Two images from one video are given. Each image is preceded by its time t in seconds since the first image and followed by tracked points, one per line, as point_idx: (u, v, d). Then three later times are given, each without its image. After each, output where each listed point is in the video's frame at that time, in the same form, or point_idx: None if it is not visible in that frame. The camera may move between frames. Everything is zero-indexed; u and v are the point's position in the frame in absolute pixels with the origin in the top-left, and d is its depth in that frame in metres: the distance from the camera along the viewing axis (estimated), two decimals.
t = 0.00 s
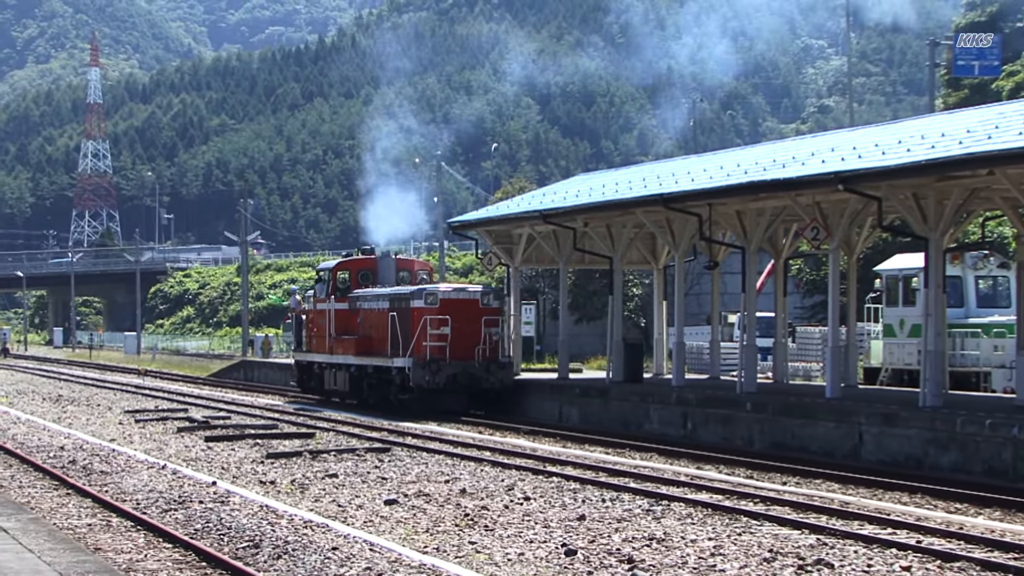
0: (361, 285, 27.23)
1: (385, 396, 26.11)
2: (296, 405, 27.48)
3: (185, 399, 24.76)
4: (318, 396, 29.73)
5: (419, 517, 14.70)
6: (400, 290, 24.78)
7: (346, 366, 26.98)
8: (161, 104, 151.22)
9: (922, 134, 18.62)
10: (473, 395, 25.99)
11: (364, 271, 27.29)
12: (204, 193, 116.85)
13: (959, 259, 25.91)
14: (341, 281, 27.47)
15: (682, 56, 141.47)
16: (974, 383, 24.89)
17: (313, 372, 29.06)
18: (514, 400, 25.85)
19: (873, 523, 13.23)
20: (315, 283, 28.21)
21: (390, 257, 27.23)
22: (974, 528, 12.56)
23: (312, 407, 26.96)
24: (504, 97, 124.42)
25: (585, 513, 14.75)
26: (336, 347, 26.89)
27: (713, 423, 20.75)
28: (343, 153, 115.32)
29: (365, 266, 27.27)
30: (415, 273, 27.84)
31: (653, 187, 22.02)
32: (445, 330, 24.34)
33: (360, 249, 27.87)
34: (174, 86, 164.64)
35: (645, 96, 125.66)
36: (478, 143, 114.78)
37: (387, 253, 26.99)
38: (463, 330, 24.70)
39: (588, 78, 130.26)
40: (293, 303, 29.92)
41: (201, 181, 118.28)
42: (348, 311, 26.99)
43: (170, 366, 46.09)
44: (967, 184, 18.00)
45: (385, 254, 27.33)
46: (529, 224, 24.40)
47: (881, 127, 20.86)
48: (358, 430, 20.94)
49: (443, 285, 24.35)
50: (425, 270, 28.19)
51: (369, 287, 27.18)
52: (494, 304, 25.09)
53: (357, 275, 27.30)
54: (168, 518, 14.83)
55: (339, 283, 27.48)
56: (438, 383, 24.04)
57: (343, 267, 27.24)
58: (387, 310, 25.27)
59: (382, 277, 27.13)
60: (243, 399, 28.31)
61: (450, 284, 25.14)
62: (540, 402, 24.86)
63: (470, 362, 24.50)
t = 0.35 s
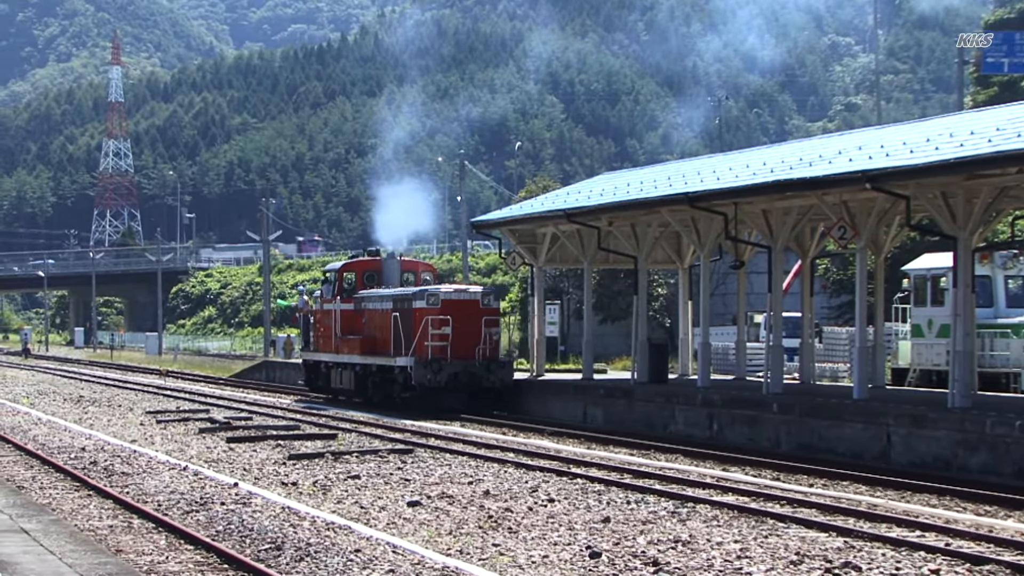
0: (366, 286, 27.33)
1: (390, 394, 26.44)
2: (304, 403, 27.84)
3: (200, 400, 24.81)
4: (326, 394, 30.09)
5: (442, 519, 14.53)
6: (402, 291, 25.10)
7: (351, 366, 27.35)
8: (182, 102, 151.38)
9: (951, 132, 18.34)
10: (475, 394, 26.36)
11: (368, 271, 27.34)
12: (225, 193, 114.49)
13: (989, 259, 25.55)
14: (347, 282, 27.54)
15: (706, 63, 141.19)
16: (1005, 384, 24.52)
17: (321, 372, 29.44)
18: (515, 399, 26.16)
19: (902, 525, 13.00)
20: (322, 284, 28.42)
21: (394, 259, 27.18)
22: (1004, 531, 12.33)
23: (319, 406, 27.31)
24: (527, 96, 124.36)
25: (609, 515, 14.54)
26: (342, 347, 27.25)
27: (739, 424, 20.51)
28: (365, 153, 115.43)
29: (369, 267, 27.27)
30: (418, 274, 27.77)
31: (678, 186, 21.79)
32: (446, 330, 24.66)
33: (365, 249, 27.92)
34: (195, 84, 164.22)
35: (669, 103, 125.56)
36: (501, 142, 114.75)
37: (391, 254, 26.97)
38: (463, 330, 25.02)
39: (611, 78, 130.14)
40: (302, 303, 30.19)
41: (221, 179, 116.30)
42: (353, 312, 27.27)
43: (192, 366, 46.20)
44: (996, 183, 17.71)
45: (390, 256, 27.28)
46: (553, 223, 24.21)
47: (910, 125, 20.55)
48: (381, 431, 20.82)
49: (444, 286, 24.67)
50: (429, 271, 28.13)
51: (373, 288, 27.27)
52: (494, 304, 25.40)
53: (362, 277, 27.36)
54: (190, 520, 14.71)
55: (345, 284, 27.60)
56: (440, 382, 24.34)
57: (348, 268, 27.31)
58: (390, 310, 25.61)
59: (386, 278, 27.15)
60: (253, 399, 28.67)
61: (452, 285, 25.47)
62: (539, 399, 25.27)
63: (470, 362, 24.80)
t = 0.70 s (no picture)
0: (369, 286, 27.19)
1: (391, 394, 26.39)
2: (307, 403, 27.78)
3: (204, 400, 24.81)
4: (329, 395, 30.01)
5: (465, 525, 14.04)
6: (404, 291, 25.04)
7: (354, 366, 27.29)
8: (198, 96, 150.69)
9: (989, 127, 17.72)
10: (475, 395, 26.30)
11: (372, 272, 27.22)
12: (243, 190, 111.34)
13: None
14: (350, 283, 27.38)
15: (733, 59, 140.18)
16: None
17: (324, 372, 29.37)
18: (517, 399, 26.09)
19: (941, 533, 12.47)
20: (326, 284, 28.32)
21: (398, 260, 27.03)
22: None
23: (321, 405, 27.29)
24: (553, 91, 123.80)
25: (637, 521, 14.01)
26: (345, 347, 27.16)
27: (770, 427, 19.93)
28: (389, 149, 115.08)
29: (374, 268, 27.10)
30: (422, 275, 27.60)
31: (708, 183, 21.21)
32: (446, 330, 24.60)
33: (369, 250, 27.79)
34: (211, 78, 163.57)
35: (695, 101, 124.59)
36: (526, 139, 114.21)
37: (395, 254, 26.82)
38: (464, 330, 24.97)
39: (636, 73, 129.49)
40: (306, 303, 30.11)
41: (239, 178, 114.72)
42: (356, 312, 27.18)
43: (210, 366, 45.87)
44: None
45: (395, 256, 27.13)
46: (579, 221, 23.67)
47: (947, 120, 19.90)
48: (402, 435, 20.36)
49: (445, 286, 24.62)
50: (433, 272, 27.89)
51: (377, 288, 27.15)
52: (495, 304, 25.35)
53: (366, 277, 27.17)
54: (207, 525, 14.28)
55: (348, 284, 27.47)
56: (441, 382, 24.27)
57: (351, 269, 27.16)
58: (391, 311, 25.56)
59: (389, 278, 27.00)
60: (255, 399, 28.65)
61: (452, 286, 25.43)
62: (540, 397, 25.33)
63: (471, 362, 24.74)
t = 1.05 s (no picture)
0: (372, 286, 27.52)
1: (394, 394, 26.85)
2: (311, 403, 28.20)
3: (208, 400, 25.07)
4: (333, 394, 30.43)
5: (487, 531, 13.60)
6: (405, 292, 25.49)
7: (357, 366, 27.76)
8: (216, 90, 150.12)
9: None
10: (474, 396, 26.80)
11: (375, 272, 27.52)
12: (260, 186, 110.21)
13: None
14: (353, 282, 27.74)
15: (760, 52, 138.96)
16: None
17: (329, 371, 29.80)
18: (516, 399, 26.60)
19: (977, 540, 12.07)
20: (330, 285, 28.69)
21: (400, 260, 27.25)
22: None
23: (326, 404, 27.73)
24: (577, 85, 123.19)
25: (663, 526, 13.57)
26: (348, 347, 27.57)
27: (801, 430, 19.41)
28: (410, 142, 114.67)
29: (376, 268, 27.40)
30: (424, 276, 27.83)
31: (737, 179, 20.69)
32: (447, 330, 25.08)
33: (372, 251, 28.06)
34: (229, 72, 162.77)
35: (721, 95, 123.50)
36: (550, 134, 113.79)
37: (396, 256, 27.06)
38: (465, 331, 25.47)
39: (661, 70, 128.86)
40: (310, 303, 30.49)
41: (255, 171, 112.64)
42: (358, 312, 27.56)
43: (227, 368, 45.66)
44: None
45: (397, 257, 27.45)
46: (604, 218, 23.19)
47: (983, 115, 19.31)
48: (422, 437, 19.95)
49: (446, 287, 25.11)
50: (436, 272, 28.10)
51: (380, 288, 27.48)
52: (495, 305, 25.87)
53: (369, 277, 27.50)
54: (222, 530, 13.90)
55: (352, 284, 27.79)
56: (442, 381, 24.73)
57: (355, 269, 27.49)
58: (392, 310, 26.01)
59: (392, 279, 27.29)
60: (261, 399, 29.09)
61: (453, 287, 25.95)
62: (537, 396, 25.86)
63: (471, 362, 25.23)
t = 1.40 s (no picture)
0: (379, 287, 27.49)
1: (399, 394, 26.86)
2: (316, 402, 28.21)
3: (223, 401, 24.98)
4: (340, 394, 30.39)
5: (512, 535, 13.27)
6: (410, 291, 25.51)
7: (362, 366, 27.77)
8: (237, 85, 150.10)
9: None
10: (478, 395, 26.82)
11: (382, 272, 27.50)
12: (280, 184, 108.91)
13: None
14: (360, 283, 27.70)
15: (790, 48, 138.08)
16: None
17: (335, 370, 29.78)
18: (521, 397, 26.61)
19: (1015, 546, 11.67)
20: (337, 285, 28.65)
21: (408, 260, 27.23)
22: None
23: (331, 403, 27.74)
24: (604, 81, 122.69)
25: (692, 530, 13.19)
26: (354, 346, 27.58)
27: (833, 432, 18.97)
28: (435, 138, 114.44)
29: (384, 268, 27.43)
30: (432, 277, 27.77)
31: (767, 176, 20.26)
32: (451, 330, 25.11)
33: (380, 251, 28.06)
34: (249, 68, 162.63)
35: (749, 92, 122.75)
36: (576, 131, 113.42)
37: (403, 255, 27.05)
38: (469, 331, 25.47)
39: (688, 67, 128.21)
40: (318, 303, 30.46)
41: (276, 169, 110.22)
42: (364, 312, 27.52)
43: (246, 368, 45.44)
44: None
45: (404, 257, 27.32)
46: (630, 217, 22.82)
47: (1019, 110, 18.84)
48: (447, 440, 19.63)
49: (451, 288, 25.14)
50: (445, 273, 28.06)
51: (387, 288, 27.45)
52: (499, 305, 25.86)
53: (376, 278, 27.49)
54: (244, 534, 13.63)
55: (359, 285, 27.75)
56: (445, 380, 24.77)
57: (362, 269, 27.46)
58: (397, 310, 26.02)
59: (398, 279, 27.26)
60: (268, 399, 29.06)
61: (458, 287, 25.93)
62: (542, 395, 25.94)
63: (475, 361, 25.24)
